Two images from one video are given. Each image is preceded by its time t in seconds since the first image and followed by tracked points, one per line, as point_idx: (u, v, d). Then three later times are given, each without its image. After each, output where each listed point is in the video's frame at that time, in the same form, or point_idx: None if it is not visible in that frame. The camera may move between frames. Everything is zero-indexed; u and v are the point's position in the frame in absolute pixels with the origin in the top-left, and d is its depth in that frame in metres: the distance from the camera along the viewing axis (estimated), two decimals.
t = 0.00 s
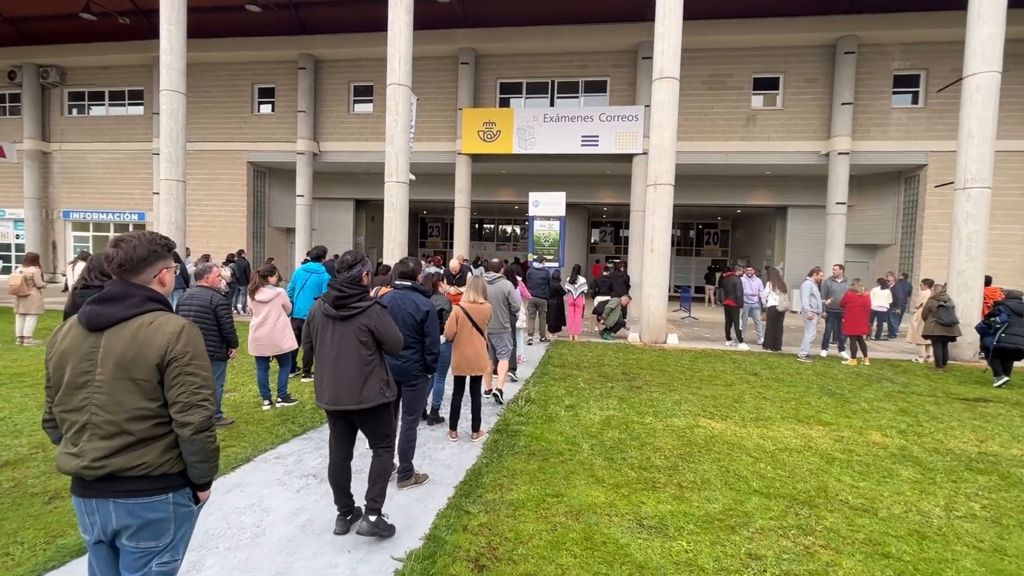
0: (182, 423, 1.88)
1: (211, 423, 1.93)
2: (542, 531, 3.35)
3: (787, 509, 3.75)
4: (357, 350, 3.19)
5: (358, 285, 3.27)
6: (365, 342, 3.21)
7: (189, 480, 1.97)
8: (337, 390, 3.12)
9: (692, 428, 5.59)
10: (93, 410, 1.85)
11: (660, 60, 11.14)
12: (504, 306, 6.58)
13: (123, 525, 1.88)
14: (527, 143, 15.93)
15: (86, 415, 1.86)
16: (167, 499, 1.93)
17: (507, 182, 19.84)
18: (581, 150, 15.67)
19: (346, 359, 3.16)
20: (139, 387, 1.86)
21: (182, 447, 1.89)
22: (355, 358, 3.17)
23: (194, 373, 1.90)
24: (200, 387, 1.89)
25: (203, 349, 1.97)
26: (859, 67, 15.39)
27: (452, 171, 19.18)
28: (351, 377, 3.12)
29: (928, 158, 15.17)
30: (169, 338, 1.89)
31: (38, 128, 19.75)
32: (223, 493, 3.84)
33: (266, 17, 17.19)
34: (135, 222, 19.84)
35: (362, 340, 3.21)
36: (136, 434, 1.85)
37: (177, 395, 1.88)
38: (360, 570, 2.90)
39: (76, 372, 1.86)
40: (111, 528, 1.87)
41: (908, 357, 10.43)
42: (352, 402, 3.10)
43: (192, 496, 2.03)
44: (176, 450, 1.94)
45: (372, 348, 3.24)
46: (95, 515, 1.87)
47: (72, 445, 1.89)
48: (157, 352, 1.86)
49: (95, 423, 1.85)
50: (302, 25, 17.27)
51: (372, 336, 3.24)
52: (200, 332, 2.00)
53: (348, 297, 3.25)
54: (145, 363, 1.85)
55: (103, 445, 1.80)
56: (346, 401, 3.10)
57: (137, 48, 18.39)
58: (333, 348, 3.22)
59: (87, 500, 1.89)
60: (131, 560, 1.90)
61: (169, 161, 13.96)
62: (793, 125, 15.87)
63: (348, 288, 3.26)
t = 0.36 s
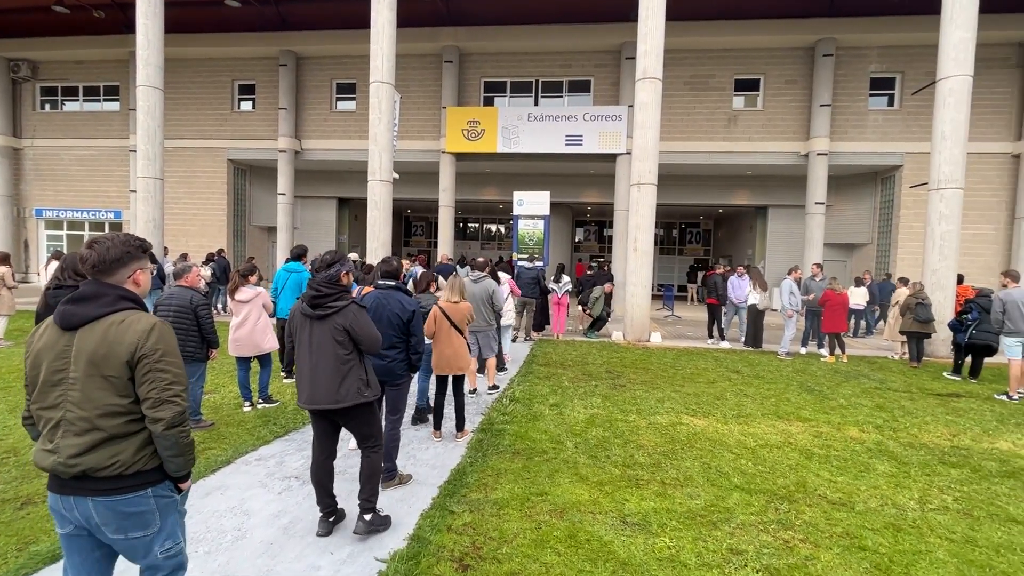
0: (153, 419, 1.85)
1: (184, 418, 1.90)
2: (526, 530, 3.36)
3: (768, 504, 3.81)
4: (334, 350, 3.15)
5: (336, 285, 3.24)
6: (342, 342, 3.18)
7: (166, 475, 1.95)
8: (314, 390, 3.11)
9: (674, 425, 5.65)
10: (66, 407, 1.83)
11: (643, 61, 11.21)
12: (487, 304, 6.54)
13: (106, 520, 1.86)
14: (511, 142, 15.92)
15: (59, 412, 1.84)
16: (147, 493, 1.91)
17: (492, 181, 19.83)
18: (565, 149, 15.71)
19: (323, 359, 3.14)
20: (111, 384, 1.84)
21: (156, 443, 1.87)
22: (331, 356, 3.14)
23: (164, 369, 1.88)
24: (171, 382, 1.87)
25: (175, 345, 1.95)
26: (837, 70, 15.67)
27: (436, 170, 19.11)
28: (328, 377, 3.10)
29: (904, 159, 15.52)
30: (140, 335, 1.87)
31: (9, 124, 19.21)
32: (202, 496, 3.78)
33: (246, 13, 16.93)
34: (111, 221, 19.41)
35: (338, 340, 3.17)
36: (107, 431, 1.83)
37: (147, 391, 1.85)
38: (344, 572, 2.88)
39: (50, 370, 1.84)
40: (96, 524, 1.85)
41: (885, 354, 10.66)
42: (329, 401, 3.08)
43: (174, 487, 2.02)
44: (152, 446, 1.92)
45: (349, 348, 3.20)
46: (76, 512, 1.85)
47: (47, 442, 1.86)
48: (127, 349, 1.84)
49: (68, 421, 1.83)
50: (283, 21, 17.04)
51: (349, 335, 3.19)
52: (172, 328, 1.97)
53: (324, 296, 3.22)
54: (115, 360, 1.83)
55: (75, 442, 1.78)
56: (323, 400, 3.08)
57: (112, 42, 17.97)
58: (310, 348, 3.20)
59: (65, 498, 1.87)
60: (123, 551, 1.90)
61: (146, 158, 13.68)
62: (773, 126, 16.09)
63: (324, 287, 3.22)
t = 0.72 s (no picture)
0: (140, 414, 1.84)
1: (171, 413, 1.90)
2: (510, 529, 3.36)
3: (748, 499, 3.86)
4: (317, 350, 3.12)
5: (322, 284, 3.20)
6: (326, 342, 3.14)
7: (153, 470, 1.95)
8: (296, 390, 3.08)
9: (657, 423, 5.70)
10: (51, 406, 1.80)
11: (626, 61, 11.28)
12: (477, 302, 6.57)
13: (91, 518, 1.85)
14: (495, 141, 15.90)
15: (44, 411, 1.82)
16: (134, 490, 1.90)
17: (476, 180, 19.79)
18: (549, 148, 15.74)
19: (306, 359, 3.10)
20: (97, 381, 1.82)
21: (143, 439, 1.86)
22: (314, 357, 3.11)
23: (151, 365, 1.87)
24: (158, 377, 1.86)
25: (159, 342, 1.94)
26: (816, 72, 15.94)
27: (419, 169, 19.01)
28: (310, 377, 3.07)
29: (880, 160, 15.84)
30: (127, 332, 1.86)
31: None
32: (181, 499, 3.71)
33: (225, 8, 16.65)
34: (86, 219, 18.95)
35: (322, 340, 3.13)
36: (94, 428, 1.81)
37: (134, 387, 1.84)
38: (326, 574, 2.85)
39: (33, 369, 1.81)
40: (81, 522, 1.84)
41: (862, 351, 10.87)
42: (311, 401, 3.05)
43: (160, 484, 2.02)
44: (138, 442, 1.91)
45: (334, 348, 3.16)
46: (59, 511, 1.83)
47: (31, 441, 1.83)
48: (114, 345, 1.83)
49: (53, 419, 1.80)
50: (264, 17, 16.80)
51: (333, 335, 3.15)
52: (156, 325, 1.96)
53: (310, 296, 3.19)
54: (102, 357, 1.81)
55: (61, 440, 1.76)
56: (305, 401, 3.05)
57: (86, 36, 17.54)
58: (295, 348, 3.17)
59: (48, 497, 1.84)
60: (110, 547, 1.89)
61: (122, 155, 13.38)
62: (754, 126, 16.29)
63: (310, 287, 3.20)
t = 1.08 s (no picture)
0: (157, 412, 1.88)
1: (186, 411, 1.95)
2: (496, 528, 3.36)
3: (731, 496, 3.91)
4: (313, 351, 3.10)
5: (318, 285, 3.17)
6: (322, 343, 3.12)
7: (164, 465, 1.98)
8: (290, 391, 3.07)
9: (642, 421, 5.74)
10: (66, 405, 1.83)
11: (612, 61, 11.33)
12: (472, 302, 6.66)
13: (101, 513, 1.87)
14: (481, 140, 15.86)
15: (58, 411, 1.83)
16: (146, 484, 1.94)
17: (462, 179, 19.74)
18: (535, 148, 15.76)
19: (300, 360, 3.08)
20: (114, 381, 1.85)
21: (158, 436, 1.90)
22: (309, 358, 3.09)
23: (168, 365, 1.91)
24: (175, 377, 1.91)
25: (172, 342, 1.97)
26: (797, 73, 16.17)
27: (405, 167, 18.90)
28: (304, 378, 3.06)
29: (859, 161, 16.11)
30: (142, 333, 1.90)
31: None
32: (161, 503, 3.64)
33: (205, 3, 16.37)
34: (62, 218, 18.51)
35: (317, 340, 3.11)
36: (111, 426, 1.85)
37: (151, 387, 1.88)
38: None
39: (45, 370, 1.83)
40: (90, 517, 1.85)
41: (842, 349, 11.06)
42: (306, 402, 3.04)
43: (167, 479, 2.04)
44: (151, 439, 1.95)
45: (329, 349, 3.14)
46: (69, 506, 1.84)
47: (44, 440, 1.85)
48: (131, 346, 1.86)
49: (68, 418, 1.82)
50: (246, 13, 16.56)
51: (328, 336, 3.14)
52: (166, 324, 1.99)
53: (306, 296, 3.16)
54: (119, 358, 1.84)
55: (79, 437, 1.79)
56: (300, 401, 3.04)
57: (62, 30, 17.14)
58: (289, 348, 3.14)
59: (58, 492, 1.85)
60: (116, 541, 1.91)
61: (100, 152, 13.10)
62: (737, 127, 16.46)
63: (306, 287, 3.17)
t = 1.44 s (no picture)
0: (176, 408, 2.02)
1: (201, 406, 2.09)
2: (479, 528, 3.35)
3: (713, 492, 3.95)
4: (307, 352, 3.06)
5: (311, 286, 3.14)
6: (316, 344, 3.08)
7: (175, 459, 2.12)
8: (285, 391, 3.02)
9: (625, 419, 5.77)
10: (85, 403, 1.94)
11: (595, 61, 11.38)
12: (459, 302, 6.68)
13: (118, 505, 2.00)
14: (465, 139, 15.81)
15: (75, 408, 1.94)
16: (159, 477, 2.07)
17: (445, 178, 19.67)
18: (519, 147, 15.77)
19: (294, 362, 3.04)
20: (132, 378, 1.97)
21: (174, 430, 2.04)
22: (304, 359, 3.04)
23: (184, 362, 2.05)
24: (191, 374, 2.05)
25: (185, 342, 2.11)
26: (777, 75, 16.41)
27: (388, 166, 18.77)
28: (299, 378, 3.01)
29: (837, 162, 16.41)
30: (159, 332, 2.03)
31: None
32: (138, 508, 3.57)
33: None
34: (34, 216, 18.01)
35: (312, 342, 3.08)
36: (130, 422, 1.98)
37: (169, 383, 2.01)
38: None
39: (62, 369, 1.93)
40: (107, 509, 1.98)
41: (821, 347, 11.25)
42: (302, 403, 3.00)
43: (176, 473, 2.18)
44: (165, 433, 2.08)
45: (323, 350, 3.11)
46: (88, 500, 1.96)
47: (60, 437, 1.96)
48: (149, 345, 1.99)
49: (87, 415, 1.94)
50: (225, 8, 16.28)
51: (323, 337, 3.10)
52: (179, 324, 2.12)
53: (299, 298, 3.11)
54: (138, 357, 1.97)
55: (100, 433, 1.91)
56: (296, 402, 3.00)
57: (33, 23, 16.66)
58: (283, 350, 3.09)
59: (76, 488, 1.97)
60: (128, 533, 2.03)
61: (71, 149, 12.74)
62: (719, 128, 16.66)
63: (300, 288, 3.12)
